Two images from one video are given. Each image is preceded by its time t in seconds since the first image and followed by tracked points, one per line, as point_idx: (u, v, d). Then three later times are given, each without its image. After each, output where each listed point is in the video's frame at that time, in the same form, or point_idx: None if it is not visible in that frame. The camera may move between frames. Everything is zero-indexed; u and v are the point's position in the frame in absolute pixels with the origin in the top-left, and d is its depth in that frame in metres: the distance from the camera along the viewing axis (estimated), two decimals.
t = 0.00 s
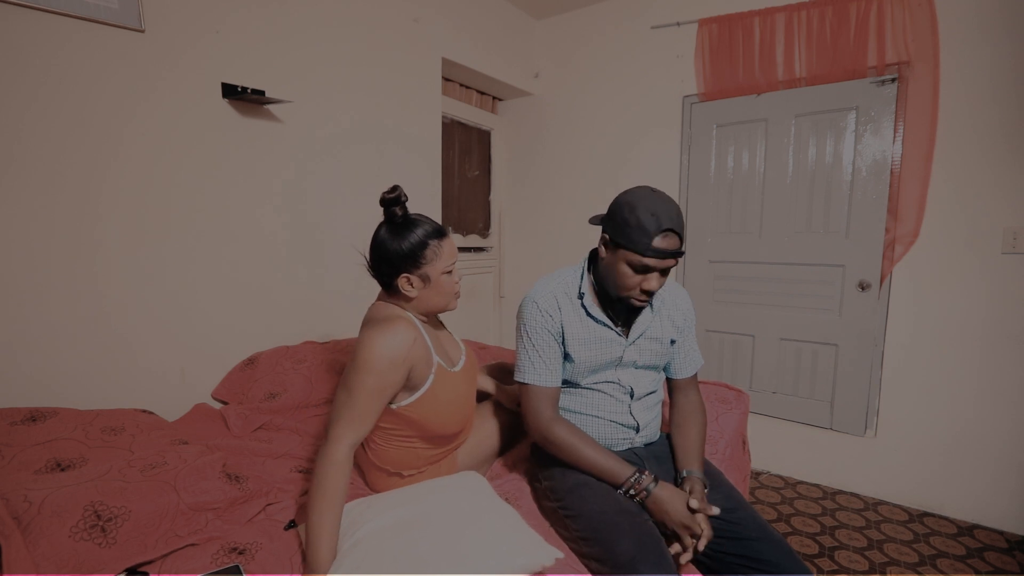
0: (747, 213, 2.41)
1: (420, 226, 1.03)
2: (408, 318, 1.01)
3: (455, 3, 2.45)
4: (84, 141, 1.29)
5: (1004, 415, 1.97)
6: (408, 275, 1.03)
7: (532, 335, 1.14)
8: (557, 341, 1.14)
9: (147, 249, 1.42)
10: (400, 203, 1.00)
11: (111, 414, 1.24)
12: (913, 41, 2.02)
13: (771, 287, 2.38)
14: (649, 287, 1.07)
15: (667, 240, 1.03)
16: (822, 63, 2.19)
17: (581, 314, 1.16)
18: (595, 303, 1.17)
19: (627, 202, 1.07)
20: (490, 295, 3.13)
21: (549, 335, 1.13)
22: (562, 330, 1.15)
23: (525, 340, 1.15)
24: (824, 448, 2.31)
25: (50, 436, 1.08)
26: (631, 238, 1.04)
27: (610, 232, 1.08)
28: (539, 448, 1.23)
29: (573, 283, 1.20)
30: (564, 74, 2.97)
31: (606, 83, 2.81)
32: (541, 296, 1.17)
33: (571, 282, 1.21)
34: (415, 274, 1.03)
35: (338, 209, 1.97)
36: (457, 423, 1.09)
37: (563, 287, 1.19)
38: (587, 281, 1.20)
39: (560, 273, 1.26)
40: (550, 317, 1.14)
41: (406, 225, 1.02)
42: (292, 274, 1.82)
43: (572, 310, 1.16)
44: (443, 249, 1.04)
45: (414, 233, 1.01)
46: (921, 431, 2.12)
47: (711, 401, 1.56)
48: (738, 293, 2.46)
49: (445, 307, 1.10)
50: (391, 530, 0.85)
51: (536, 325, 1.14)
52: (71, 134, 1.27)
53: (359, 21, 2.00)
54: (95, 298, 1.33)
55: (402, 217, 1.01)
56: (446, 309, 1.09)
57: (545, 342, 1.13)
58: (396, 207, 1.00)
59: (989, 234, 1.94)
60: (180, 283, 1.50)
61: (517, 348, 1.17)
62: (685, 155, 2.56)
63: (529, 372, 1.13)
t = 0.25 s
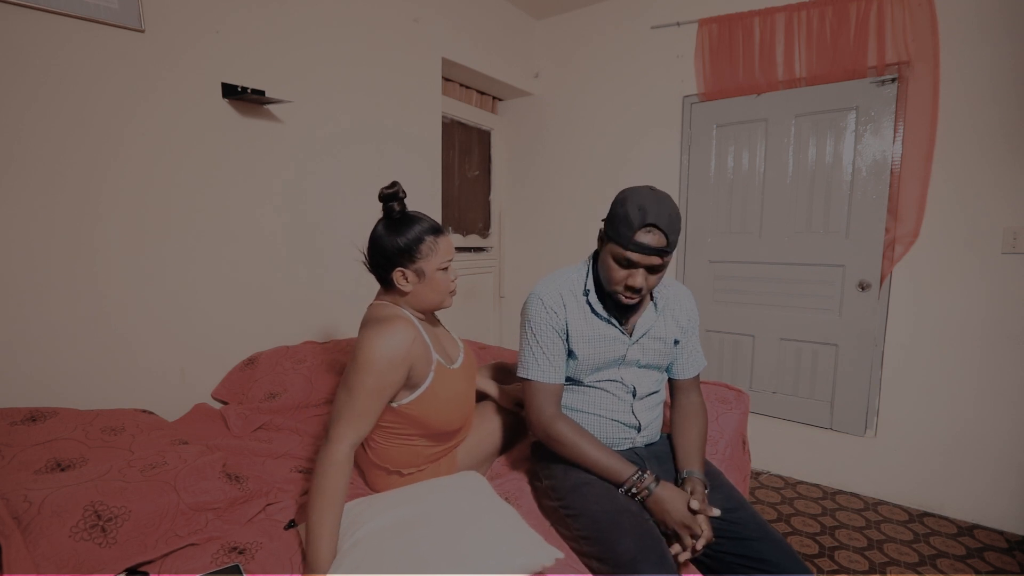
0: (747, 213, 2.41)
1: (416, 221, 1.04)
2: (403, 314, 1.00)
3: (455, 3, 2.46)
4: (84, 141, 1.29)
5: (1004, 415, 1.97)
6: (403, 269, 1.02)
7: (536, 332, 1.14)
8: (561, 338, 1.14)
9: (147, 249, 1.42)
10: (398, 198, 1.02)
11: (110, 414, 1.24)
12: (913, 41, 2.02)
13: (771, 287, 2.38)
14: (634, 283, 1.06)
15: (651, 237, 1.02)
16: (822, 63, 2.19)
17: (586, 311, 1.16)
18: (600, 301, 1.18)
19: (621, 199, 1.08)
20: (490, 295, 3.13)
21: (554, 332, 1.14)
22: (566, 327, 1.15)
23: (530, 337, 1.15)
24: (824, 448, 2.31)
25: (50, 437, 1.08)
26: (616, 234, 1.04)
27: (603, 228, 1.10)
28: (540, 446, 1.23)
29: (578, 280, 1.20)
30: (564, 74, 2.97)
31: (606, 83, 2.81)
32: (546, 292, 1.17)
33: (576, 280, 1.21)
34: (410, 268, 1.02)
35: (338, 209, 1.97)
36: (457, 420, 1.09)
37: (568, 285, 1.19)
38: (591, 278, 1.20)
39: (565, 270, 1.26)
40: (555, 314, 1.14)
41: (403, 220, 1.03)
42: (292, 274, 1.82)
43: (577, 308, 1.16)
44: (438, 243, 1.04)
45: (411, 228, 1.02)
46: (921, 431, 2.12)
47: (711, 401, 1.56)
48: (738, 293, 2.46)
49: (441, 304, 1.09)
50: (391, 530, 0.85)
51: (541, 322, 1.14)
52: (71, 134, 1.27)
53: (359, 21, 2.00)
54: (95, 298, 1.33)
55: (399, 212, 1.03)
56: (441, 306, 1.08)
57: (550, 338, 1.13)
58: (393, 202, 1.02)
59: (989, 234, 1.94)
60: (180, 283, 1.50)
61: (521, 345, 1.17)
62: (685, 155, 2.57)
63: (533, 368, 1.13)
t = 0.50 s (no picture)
0: (747, 213, 2.41)
1: (413, 220, 1.04)
2: (395, 313, 1.00)
3: (455, 3, 2.46)
4: (84, 141, 1.29)
5: (1004, 415, 1.97)
6: (394, 266, 1.02)
7: (538, 331, 1.14)
8: (563, 337, 1.14)
9: (147, 249, 1.42)
10: (397, 195, 1.04)
11: (111, 414, 1.24)
12: (913, 41, 2.02)
13: (771, 287, 2.38)
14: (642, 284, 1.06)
15: (656, 238, 1.02)
16: (822, 63, 2.19)
17: (588, 311, 1.17)
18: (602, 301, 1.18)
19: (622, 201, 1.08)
20: (490, 295, 3.13)
21: (555, 331, 1.14)
22: (568, 327, 1.15)
23: (532, 336, 1.15)
24: (824, 448, 2.31)
25: (50, 437, 1.08)
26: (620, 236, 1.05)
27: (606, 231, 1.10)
28: (541, 445, 1.23)
29: (581, 280, 1.20)
30: (564, 74, 2.97)
31: (606, 83, 2.81)
32: (548, 291, 1.17)
33: (579, 279, 1.21)
34: (401, 265, 1.02)
35: (338, 209, 1.97)
36: (454, 417, 1.09)
37: (570, 284, 1.19)
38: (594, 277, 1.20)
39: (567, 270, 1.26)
40: (557, 313, 1.14)
41: (401, 218, 1.03)
42: (292, 274, 1.82)
43: (579, 307, 1.16)
44: (431, 243, 1.03)
45: (406, 226, 1.02)
46: (921, 431, 2.12)
47: (711, 401, 1.56)
48: (738, 293, 2.46)
49: (433, 305, 1.08)
50: (391, 531, 0.85)
51: (543, 321, 1.14)
52: (71, 134, 1.27)
53: (359, 21, 2.00)
54: (95, 298, 1.33)
55: (398, 209, 1.04)
56: (433, 306, 1.07)
57: (552, 338, 1.13)
58: (393, 200, 1.03)
59: (989, 234, 1.94)
60: (180, 283, 1.50)
61: (523, 344, 1.17)
62: (685, 155, 2.56)
63: (535, 367, 1.13)
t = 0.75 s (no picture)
0: (747, 213, 2.41)
1: (412, 221, 1.04)
2: (390, 314, 1.00)
3: (455, 3, 2.46)
4: (84, 141, 1.29)
5: (1004, 415, 1.97)
6: (388, 267, 1.03)
7: (538, 332, 1.14)
8: (563, 337, 1.14)
9: (147, 249, 1.42)
10: (399, 196, 1.05)
11: (111, 414, 1.24)
12: (913, 41, 2.02)
13: (771, 287, 2.38)
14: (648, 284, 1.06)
15: (656, 237, 1.02)
16: (822, 63, 2.19)
17: (588, 311, 1.17)
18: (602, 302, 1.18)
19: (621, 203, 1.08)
20: (490, 295, 3.12)
21: (555, 332, 1.14)
22: (568, 327, 1.15)
23: (532, 336, 1.15)
24: (824, 448, 2.31)
25: (51, 437, 1.08)
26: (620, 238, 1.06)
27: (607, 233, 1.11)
28: (541, 445, 1.23)
29: (581, 281, 1.20)
30: (564, 74, 2.97)
31: (606, 83, 2.81)
32: (548, 292, 1.17)
33: (579, 280, 1.21)
34: (395, 266, 1.02)
35: (338, 209, 1.97)
36: (451, 416, 1.09)
37: (570, 284, 1.20)
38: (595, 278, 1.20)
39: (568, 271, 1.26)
40: (557, 314, 1.14)
41: (400, 219, 1.04)
42: (292, 274, 1.82)
43: (579, 308, 1.17)
44: (427, 245, 1.03)
45: (404, 227, 1.03)
46: (921, 431, 2.12)
47: (711, 401, 1.56)
48: (738, 293, 2.47)
49: (426, 310, 1.07)
50: (391, 531, 0.85)
51: (543, 321, 1.14)
52: (72, 134, 1.27)
53: (359, 21, 2.00)
54: (95, 298, 1.33)
55: (399, 210, 1.05)
56: (426, 309, 1.06)
57: (553, 339, 1.13)
58: (395, 200, 1.05)
59: (989, 234, 1.94)
60: (180, 283, 1.50)
61: (523, 344, 1.17)
62: (684, 155, 2.57)
63: (535, 368, 1.13)
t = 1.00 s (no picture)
0: (747, 213, 2.41)
1: (410, 225, 1.04)
2: (393, 315, 1.00)
3: (455, 3, 2.46)
4: (84, 141, 1.29)
5: (1004, 415, 1.97)
6: (392, 273, 1.03)
7: (538, 331, 1.14)
8: (564, 337, 1.14)
9: (146, 248, 1.42)
10: (393, 200, 1.04)
11: (111, 414, 1.24)
12: (913, 41, 2.02)
13: (771, 287, 2.38)
14: (608, 266, 1.07)
15: (620, 213, 1.06)
16: (822, 63, 2.19)
17: (588, 311, 1.17)
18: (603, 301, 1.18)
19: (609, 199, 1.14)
20: (490, 295, 3.12)
21: (556, 331, 1.14)
22: (568, 327, 1.15)
23: (532, 336, 1.15)
24: (824, 448, 2.31)
25: (51, 437, 1.08)
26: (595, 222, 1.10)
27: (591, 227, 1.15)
28: (542, 445, 1.23)
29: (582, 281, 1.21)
30: (564, 74, 2.97)
31: (606, 83, 2.81)
32: (549, 292, 1.17)
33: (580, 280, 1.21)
34: (398, 273, 1.02)
35: (338, 209, 1.97)
36: (451, 418, 1.09)
37: (570, 285, 1.20)
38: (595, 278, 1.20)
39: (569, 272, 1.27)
40: (557, 313, 1.14)
41: (398, 223, 1.03)
42: (292, 274, 1.82)
43: (580, 308, 1.17)
44: (429, 248, 1.03)
45: (403, 231, 1.02)
46: (921, 431, 2.12)
47: (711, 401, 1.56)
48: (738, 293, 2.47)
49: (432, 309, 1.08)
50: (391, 531, 0.85)
51: (543, 321, 1.14)
52: (71, 134, 1.27)
53: (359, 22, 2.00)
54: (95, 298, 1.33)
55: (395, 214, 1.04)
56: (433, 310, 1.07)
57: (553, 338, 1.13)
58: (389, 204, 1.03)
59: (989, 234, 1.94)
60: (180, 283, 1.50)
61: (523, 343, 1.17)
62: (684, 155, 2.57)
63: (535, 367, 1.13)
